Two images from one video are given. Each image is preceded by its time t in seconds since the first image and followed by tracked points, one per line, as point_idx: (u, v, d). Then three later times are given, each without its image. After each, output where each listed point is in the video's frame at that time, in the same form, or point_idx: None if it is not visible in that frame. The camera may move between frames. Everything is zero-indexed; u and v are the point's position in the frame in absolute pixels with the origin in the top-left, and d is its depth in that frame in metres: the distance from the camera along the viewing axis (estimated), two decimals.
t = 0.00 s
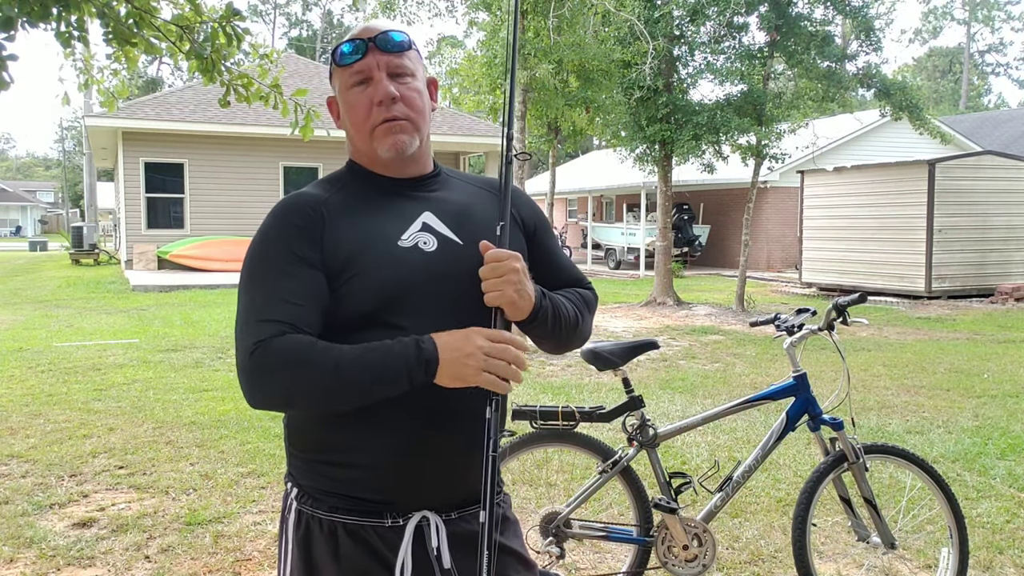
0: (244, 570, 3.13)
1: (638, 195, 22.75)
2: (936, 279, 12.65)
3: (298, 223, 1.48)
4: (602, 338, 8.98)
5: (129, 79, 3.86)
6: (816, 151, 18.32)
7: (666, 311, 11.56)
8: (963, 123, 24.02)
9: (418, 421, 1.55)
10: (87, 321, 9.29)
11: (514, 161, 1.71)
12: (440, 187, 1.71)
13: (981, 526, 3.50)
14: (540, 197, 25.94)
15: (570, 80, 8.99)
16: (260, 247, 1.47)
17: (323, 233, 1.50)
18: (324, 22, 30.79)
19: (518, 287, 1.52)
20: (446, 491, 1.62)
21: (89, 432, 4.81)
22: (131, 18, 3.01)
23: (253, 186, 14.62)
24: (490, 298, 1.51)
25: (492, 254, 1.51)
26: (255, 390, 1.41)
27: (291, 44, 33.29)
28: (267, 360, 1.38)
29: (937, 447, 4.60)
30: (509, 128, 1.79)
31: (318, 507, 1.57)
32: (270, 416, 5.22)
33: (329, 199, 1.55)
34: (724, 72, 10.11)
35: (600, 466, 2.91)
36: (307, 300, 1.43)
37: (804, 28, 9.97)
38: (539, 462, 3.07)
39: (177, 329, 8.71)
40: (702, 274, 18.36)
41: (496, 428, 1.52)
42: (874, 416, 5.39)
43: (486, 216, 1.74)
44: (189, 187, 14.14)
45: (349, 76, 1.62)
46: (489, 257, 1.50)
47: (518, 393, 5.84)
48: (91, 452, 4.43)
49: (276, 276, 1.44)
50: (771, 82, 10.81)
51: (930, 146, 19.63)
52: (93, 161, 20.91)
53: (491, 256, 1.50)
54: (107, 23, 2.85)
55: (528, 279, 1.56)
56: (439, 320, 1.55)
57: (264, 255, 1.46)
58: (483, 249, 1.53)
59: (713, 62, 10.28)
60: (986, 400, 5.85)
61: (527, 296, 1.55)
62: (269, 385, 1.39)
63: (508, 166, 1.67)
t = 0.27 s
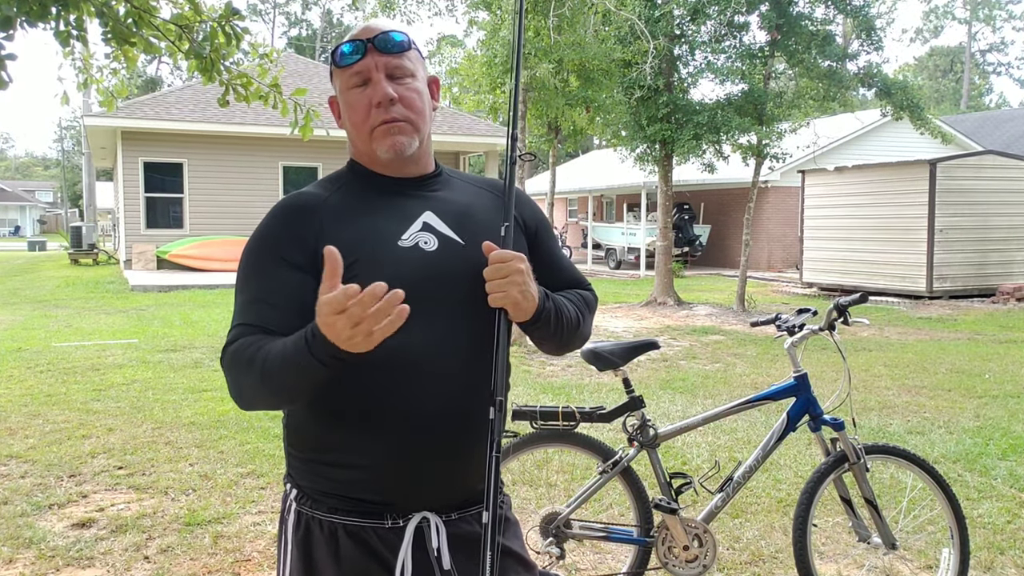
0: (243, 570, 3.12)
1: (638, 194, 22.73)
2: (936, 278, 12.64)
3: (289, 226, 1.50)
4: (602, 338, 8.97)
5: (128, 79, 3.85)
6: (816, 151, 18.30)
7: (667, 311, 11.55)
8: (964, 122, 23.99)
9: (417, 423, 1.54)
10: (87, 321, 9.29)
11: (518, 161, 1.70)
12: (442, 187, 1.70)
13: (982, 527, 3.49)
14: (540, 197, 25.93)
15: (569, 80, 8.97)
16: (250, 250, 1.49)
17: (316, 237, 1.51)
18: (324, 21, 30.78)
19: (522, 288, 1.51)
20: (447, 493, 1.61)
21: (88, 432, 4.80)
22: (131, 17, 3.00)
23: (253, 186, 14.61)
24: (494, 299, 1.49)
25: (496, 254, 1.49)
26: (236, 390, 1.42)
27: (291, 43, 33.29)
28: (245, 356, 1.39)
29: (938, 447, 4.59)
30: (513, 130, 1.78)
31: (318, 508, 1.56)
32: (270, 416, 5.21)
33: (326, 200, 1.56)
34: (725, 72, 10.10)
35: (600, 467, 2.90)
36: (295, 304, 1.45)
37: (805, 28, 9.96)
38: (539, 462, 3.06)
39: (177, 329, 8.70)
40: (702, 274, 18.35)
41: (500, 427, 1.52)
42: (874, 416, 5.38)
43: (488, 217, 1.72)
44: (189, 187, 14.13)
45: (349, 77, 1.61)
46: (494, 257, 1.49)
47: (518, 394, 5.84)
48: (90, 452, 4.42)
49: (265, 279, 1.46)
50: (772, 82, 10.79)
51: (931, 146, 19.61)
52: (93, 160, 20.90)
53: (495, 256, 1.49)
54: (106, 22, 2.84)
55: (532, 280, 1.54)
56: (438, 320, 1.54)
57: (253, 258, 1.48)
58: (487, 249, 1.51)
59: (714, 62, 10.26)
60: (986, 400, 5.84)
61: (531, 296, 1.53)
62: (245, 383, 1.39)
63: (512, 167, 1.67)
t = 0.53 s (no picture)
0: (244, 570, 3.12)
1: (638, 194, 22.74)
2: (936, 278, 12.65)
3: (284, 228, 1.50)
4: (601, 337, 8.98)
5: (129, 79, 3.86)
6: (816, 151, 18.31)
7: (667, 311, 11.55)
8: (964, 123, 24.00)
9: (415, 424, 1.54)
10: (87, 321, 9.29)
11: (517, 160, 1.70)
12: (440, 187, 1.71)
13: (982, 526, 3.50)
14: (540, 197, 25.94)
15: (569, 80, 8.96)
16: (247, 252, 1.49)
17: (312, 237, 1.51)
18: (324, 21, 30.79)
19: (521, 287, 1.51)
20: (446, 492, 1.61)
21: (88, 432, 4.80)
22: (131, 18, 3.01)
23: (253, 186, 14.62)
24: (492, 298, 1.50)
25: (495, 253, 1.49)
26: (231, 392, 1.42)
27: (290, 43, 33.29)
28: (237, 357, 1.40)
29: (938, 447, 4.59)
30: (511, 129, 1.78)
31: (317, 508, 1.57)
32: (270, 416, 5.21)
33: (322, 201, 1.56)
34: (724, 72, 10.11)
35: (600, 466, 2.90)
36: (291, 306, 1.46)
37: (804, 28, 9.96)
38: (539, 462, 3.06)
39: (177, 329, 8.70)
40: (702, 274, 18.35)
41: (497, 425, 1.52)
42: (874, 416, 5.39)
43: (486, 216, 1.73)
44: (189, 187, 14.14)
45: (349, 76, 1.61)
46: (492, 256, 1.49)
47: (518, 393, 5.84)
48: (90, 452, 4.43)
49: (261, 280, 1.46)
50: (772, 82, 10.80)
51: (930, 146, 19.61)
52: (92, 160, 20.90)
53: (493, 255, 1.49)
54: (107, 23, 2.84)
55: (531, 278, 1.55)
56: (435, 320, 1.55)
57: (249, 261, 1.48)
58: (486, 248, 1.52)
59: (713, 62, 10.26)
60: (986, 400, 5.84)
61: (530, 295, 1.54)
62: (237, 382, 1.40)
63: (510, 166, 1.67)
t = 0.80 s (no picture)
0: (244, 570, 3.12)
1: (638, 194, 22.74)
2: (936, 279, 12.65)
3: (287, 226, 1.49)
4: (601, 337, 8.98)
5: (128, 79, 3.86)
6: (816, 151, 18.31)
7: (667, 311, 11.55)
8: (964, 122, 23.99)
9: (417, 423, 1.55)
10: (87, 321, 9.29)
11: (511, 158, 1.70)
12: (436, 187, 1.71)
13: (982, 526, 3.50)
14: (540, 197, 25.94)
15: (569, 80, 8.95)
16: (252, 250, 1.48)
17: (316, 236, 1.50)
18: (324, 21, 30.79)
19: (512, 285, 1.51)
20: (443, 492, 1.61)
21: (88, 432, 4.80)
22: (131, 18, 3.01)
23: (253, 186, 14.62)
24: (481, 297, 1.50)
25: (485, 252, 1.50)
26: (249, 392, 1.42)
27: (290, 43, 33.29)
28: (263, 363, 1.39)
29: (938, 447, 4.59)
30: (506, 127, 1.78)
31: (313, 509, 1.57)
32: (269, 416, 5.21)
33: (321, 200, 1.55)
34: (724, 72, 10.10)
35: (599, 466, 2.90)
36: (300, 302, 1.44)
37: (804, 28, 9.96)
38: (539, 462, 3.06)
39: (177, 329, 8.70)
40: (702, 274, 18.35)
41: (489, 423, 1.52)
42: (874, 416, 5.39)
43: (482, 215, 1.73)
44: (189, 187, 14.14)
45: (344, 76, 1.61)
46: (483, 255, 1.50)
47: (518, 394, 5.84)
48: (90, 452, 4.43)
49: (270, 279, 1.45)
50: (772, 82, 10.79)
51: (930, 146, 19.62)
52: (93, 160, 20.90)
53: (484, 254, 1.50)
54: (107, 23, 2.84)
55: (523, 277, 1.55)
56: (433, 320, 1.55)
57: (254, 260, 1.47)
58: (477, 247, 1.52)
59: (713, 62, 10.26)
60: (986, 400, 5.84)
61: (522, 293, 1.54)
62: (267, 388, 1.39)
63: (502, 164, 1.66)
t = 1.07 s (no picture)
0: (244, 570, 3.12)
1: (638, 194, 22.74)
2: (936, 279, 12.65)
3: (295, 226, 1.48)
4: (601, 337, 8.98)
5: (128, 79, 3.86)
6: (816, 151, 18.31)
7: (666, 311, 11.55)
8: (964, 122, 24.00)
9: (421, 424, 1.55)
10: (87, 321, 9.29)
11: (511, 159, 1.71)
12: (437, 188, 1.71)
13: (982, 527, 3.50)
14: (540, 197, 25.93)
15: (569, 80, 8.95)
16: (261, 251, 1.47)
17: (323, 236, 1.49)
18: (324, 21, 30.77)
19: (512, 287, 1.52)
20: (445, 492, 1.62)
21: (88, 432, 4.80)
22: (131, 18, 3.01)
23: (253, 186, 14.62)
24: (481, 297, 1.50)
25: (485, 253, 1.51)
26: (268, 395, 1.41)
27: (290, 43, 33.29)
28: (281, 369, 1.39)
29: (938, 447, 4.59)
30: (505, 128, 1.78)
31: (314, 510, 1.56)
32: (269, 416, 5.22)
33: (324, 199, 1.54)
34: (724, 72, 10.10)
35: (600, 466, 2.91)
36: (310, 303, 1.43)
37: (804, 28, 9.96)
38: (539, 462, 3.06)
39: (177, 329, 8.70)
40: (702, 274, 18.35)
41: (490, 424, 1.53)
42: (874, 416, 5.38)
43: (482, 216, 1.73)
44: (189, 187, 14.14)
45: (343, 77, 1.61)
46: (483, 257, 1.50)
47: (518, 394, 5.84)
48: (90, 452, 4.43)
49: (280, 280, 1.44)
50: (772, 82, 10.79)
51: (930, 146, 19.62)
52: (93, 160, 20.90)
53: (486, 256, 1.50)
54: (107, 23, 2.84)
55: (523, 278, 1.55)
56: (435, 321, 1.55)
57: (263, 261, 1.46)
58: (478, 248, 1.53)
59: (713, 62, 10.26)
60: (986, 400, 5.84)
61: (522, 295, 1.54)
62: (285, 395, 1.39)
63: (503, 166, 1.67)
